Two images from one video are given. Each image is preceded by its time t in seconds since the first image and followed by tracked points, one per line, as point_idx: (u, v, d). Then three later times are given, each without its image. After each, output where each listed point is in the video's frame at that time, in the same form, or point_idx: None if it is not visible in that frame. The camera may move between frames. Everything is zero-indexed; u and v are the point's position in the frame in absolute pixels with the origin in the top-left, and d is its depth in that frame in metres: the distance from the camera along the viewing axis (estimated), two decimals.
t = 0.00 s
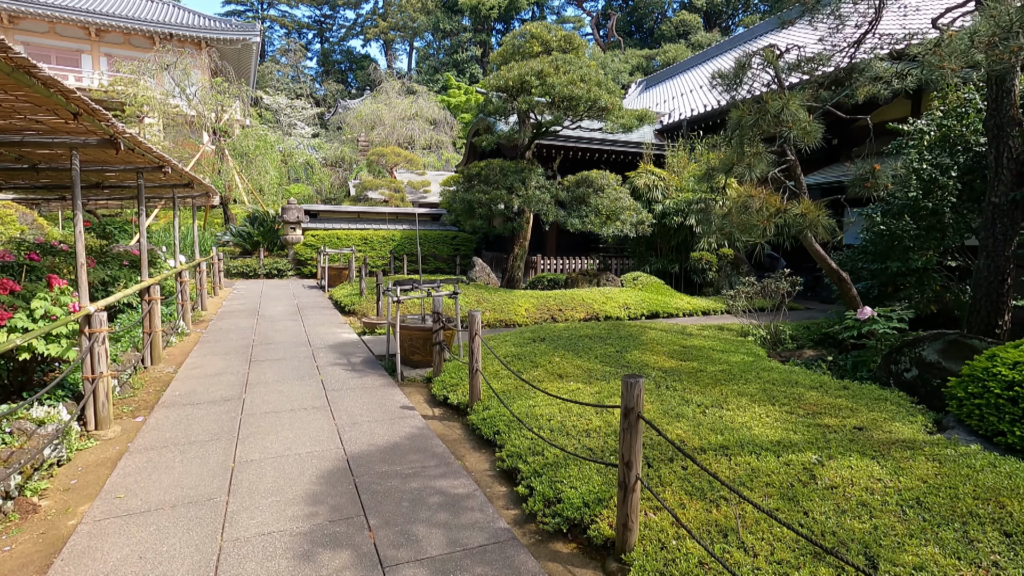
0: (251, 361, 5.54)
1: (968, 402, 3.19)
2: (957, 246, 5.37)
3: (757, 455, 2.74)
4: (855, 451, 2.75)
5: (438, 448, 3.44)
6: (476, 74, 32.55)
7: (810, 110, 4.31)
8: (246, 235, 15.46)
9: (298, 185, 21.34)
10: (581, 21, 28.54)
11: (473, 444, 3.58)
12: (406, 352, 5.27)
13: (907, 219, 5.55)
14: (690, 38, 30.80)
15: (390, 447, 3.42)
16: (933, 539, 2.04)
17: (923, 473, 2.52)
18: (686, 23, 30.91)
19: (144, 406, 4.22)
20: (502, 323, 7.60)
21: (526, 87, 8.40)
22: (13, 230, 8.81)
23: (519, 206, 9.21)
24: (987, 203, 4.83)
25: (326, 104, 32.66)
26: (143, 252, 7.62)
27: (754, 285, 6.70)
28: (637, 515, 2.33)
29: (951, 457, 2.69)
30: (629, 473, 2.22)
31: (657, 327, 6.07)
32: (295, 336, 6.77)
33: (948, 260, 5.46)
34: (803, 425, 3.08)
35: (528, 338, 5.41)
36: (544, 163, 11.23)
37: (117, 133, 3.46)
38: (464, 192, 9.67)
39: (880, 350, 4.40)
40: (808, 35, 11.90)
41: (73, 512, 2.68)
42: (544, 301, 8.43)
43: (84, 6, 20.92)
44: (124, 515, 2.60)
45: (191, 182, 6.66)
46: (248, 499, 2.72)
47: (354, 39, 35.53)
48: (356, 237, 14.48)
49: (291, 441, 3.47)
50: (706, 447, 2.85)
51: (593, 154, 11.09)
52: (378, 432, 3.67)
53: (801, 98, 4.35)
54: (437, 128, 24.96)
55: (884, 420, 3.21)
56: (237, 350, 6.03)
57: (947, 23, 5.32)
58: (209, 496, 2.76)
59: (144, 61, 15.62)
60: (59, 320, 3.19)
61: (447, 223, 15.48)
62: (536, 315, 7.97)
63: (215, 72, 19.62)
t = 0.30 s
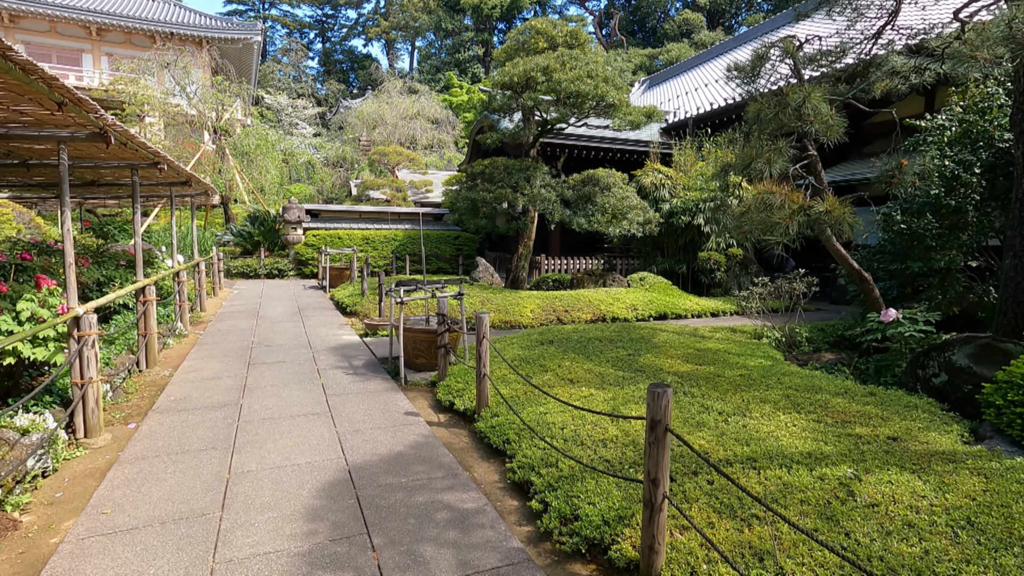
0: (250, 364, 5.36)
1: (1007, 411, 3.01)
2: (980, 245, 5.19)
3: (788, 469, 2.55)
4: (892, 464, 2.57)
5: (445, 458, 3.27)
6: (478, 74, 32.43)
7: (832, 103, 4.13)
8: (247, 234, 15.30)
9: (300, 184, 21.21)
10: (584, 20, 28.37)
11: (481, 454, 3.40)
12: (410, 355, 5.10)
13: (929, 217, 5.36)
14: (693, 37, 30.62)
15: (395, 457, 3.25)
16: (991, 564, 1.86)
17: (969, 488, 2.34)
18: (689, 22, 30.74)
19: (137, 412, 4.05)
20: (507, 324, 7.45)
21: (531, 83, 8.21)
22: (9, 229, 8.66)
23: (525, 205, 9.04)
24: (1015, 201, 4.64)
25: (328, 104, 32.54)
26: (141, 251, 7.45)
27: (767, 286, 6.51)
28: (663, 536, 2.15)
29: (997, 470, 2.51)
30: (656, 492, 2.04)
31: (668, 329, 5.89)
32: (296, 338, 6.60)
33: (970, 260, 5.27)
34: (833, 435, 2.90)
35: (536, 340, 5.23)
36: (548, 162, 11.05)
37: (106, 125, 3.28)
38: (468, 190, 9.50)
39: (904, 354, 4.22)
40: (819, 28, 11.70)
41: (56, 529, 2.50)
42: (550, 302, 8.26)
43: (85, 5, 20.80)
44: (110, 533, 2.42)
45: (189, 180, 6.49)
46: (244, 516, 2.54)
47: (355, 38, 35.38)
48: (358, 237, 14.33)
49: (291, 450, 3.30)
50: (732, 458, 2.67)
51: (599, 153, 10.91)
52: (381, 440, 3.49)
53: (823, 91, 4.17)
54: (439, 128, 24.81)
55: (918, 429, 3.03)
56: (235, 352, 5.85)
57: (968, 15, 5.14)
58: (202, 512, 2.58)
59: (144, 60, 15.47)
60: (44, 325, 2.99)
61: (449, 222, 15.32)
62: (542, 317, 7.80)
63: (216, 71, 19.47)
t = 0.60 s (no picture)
0: (251, 370, 5.17)
1: None
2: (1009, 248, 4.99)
3: (832, 491, 2.35)
4: (943, 485, 2.37)
5: (458, 474, 3.08)
6: (481, 75, 32.31)
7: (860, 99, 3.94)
8: (248, 236, 15.12)
9: (302, 186, 21.06)
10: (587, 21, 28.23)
11: (494, 469, 3.21)
12: (417, 362, 4.91)
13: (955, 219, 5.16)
14: (696, 38, 30.47)
15: (404, 472, 3.06)
16: None
17: None
18: (692, 23, 30.59)
19: (133, 423, 3.86)
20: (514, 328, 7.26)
21: (539, 81, 8.03)
22: (6, 230, 8.48)
23: (531, 206, 8.85)
24: None
25: (330, 105, 32.42)
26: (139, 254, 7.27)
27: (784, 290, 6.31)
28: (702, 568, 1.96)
29: None
30: (697, 521, 1.85)
31: (682, 334, 5.70)
32: (298, 343, 6.42)
33: (998, 264, 5.08)
34: (874, 452, 2.71)
35: (547, 346, 5.04)
36: (554, 163, 10.87)
37: (99, 121, 3.10)
38: (473, 192, 9.32)
39: (936, 362, 4.02)
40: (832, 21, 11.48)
41: (41, 556, 2.31)
42: (558, 306, 8.08)
43: (87, 6, 20.68)
44: (97, 560, 2.23)
45: (189, 181, 6.32)
46: (243, 541, 2.35)
47: (357, 40, 35.24)
48: (361, 239, 14.15)
49: (294, 466, 3.11)
50: (769, 478, 2.48)
51: (605, 154, 10.72)
52: (388, 455, 3.30)
53: (851, 86, 3.98)
54: (441, 129, 24.66)
55: (964, 445, 2.83)
56: (234, 358, 5.66)
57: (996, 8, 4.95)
58: (198, 536, 2.39)
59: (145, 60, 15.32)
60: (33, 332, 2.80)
61: (452, 224, 15.14)
62: (550, 321, 7.61)
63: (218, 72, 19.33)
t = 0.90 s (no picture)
0: (253, 379, 5.01)
1: None
2: None
3: (879, 518, 2.17)
4: (1000, 512, 2.18)
5: (471, 492, 2.91)
6: (485, 79, 32.27)
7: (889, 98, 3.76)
8: (252, 241, 15.01)
9: (307, 190, 20.97)
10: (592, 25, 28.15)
11: (508, 487, 3.04)
12: (425, 371, 4.74)
13: (983, 223, 4.96)
14: (701, 42, 30.37)
15: (414, 491, 2.89)
16: None
17: None
18: (698, 26, 30.48)
19: (130, 436, 3.70)
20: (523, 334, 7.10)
21: (548, 83, 7.87)
22: (9, 235, 8.38)
23: (540, 210, 8.68)
24: None
25: (335, 109, 32.42)
26: (141, 258, 7.13)
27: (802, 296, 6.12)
28: None
29: None
30: (743, 557, 1.68)
31: (698, 342, 5.52)
32: (302, 350, 6.26)
33: None
34: (920, 473, 2.51)
35: (559, 354, 4.87)
36: (561, 166, 10.71)
37: (95, 120, 2.96)
38: (481, 195, 9.17)
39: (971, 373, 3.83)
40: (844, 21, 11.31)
41: None
42: (567, 311, 7.91)
43: (93, 11, 20.72)
44: None
45: (193, 184, 6.19)
46: (243, 571, 2.18)
47: (362, 44, 35.24)
48: (366, 243, 14.03)
49: (298, 484, 2.94)
50: (809, 502, 2.29)
51: (614, 157, 10.57)
52: (397, 472, 3.13)
53: (880, 85, 3.80)
54: (446, 133, 24.57)
55: (1014, 464, 2.64)
56: (237, 366, 5.51)
57: None
58: (195, 565, 2.23)
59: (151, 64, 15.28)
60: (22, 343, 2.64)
61: (458, 228, 15.00)
62: (560, 327, 7.44)
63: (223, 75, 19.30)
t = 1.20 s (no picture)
0: (258, 387, 4.86)
1: None
2: None
3: (940, 549, 1.96)
4: None
5: (486, 511, 2.73)
6: (493, 82, 32.18)
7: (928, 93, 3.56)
8: (260, 244, 14.93)
9: (315, 193, 20.90)
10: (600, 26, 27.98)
11: (525, 505, 2.85)
12: (436, 379, 4.56)
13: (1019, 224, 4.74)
14: (710, 43, 30.10)
15: (426, 510, 2.72)
16: None
17: None
18: (707, 27, 30.23)
19: (129, 448, 3.55)
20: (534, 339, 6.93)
21: (560, 82, 7.70)
22: (15, 238, 8.30)
23: (551, 212, 8.50)
24: None
25: (343, 113, 32.42)
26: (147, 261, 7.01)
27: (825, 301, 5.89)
28: None
29: None
30: None
31: (718, 349, 5.31)
32: (309, 355, 6.11)
33: None
34: (976, 497, 2.31)
35: (574, 362, 4.68)
36: (572, 167, 10.54)
37: (91, 117, 2.81)
38: (491, 197, 9.00)
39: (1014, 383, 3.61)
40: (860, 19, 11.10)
41: None
42: (579, 316, 7.72)
43: (104, 16, 20.81)
44: None
45: (198, 186, 6.06)
46: None
47: (370, 48, 35.25)
48: (373, 245, 13.90)
49: (302, 501, 2.77)
50: (859, 530, 2.09)
51: (626, 159, 10.37)
52: (407, 488, 2.95)
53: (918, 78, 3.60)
54: (454, 135, 24.46)
55: None
56: (242, 372, 5.36)
57: None
58: None
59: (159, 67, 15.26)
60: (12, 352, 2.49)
61: (466, 230, 14.85)
62: (572, 332, 7.26)
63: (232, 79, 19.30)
